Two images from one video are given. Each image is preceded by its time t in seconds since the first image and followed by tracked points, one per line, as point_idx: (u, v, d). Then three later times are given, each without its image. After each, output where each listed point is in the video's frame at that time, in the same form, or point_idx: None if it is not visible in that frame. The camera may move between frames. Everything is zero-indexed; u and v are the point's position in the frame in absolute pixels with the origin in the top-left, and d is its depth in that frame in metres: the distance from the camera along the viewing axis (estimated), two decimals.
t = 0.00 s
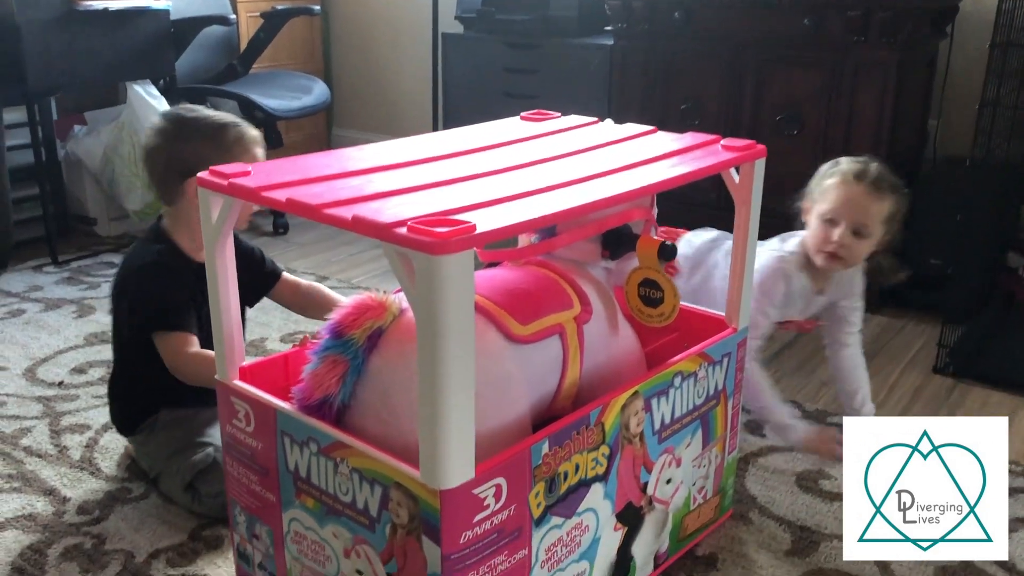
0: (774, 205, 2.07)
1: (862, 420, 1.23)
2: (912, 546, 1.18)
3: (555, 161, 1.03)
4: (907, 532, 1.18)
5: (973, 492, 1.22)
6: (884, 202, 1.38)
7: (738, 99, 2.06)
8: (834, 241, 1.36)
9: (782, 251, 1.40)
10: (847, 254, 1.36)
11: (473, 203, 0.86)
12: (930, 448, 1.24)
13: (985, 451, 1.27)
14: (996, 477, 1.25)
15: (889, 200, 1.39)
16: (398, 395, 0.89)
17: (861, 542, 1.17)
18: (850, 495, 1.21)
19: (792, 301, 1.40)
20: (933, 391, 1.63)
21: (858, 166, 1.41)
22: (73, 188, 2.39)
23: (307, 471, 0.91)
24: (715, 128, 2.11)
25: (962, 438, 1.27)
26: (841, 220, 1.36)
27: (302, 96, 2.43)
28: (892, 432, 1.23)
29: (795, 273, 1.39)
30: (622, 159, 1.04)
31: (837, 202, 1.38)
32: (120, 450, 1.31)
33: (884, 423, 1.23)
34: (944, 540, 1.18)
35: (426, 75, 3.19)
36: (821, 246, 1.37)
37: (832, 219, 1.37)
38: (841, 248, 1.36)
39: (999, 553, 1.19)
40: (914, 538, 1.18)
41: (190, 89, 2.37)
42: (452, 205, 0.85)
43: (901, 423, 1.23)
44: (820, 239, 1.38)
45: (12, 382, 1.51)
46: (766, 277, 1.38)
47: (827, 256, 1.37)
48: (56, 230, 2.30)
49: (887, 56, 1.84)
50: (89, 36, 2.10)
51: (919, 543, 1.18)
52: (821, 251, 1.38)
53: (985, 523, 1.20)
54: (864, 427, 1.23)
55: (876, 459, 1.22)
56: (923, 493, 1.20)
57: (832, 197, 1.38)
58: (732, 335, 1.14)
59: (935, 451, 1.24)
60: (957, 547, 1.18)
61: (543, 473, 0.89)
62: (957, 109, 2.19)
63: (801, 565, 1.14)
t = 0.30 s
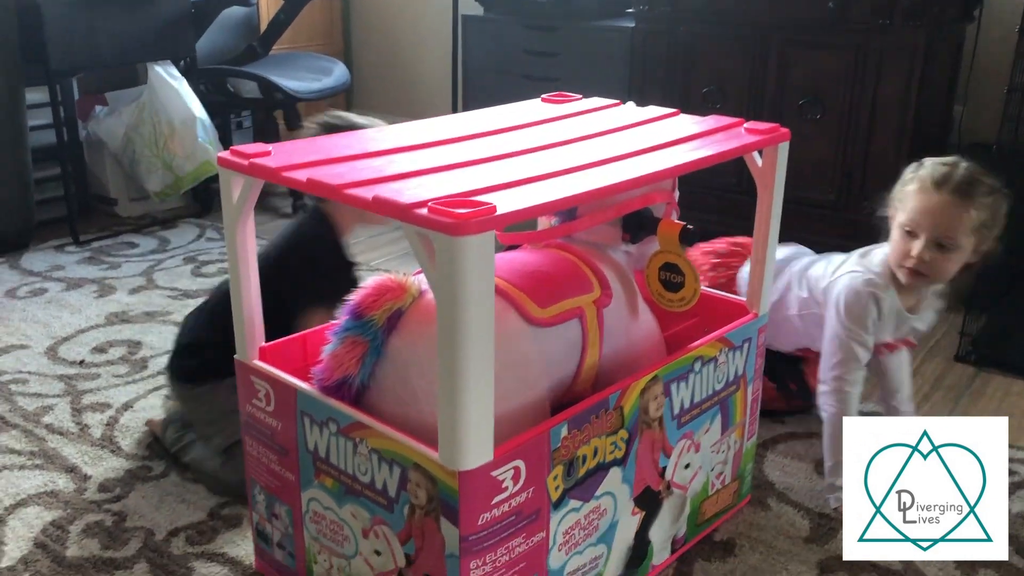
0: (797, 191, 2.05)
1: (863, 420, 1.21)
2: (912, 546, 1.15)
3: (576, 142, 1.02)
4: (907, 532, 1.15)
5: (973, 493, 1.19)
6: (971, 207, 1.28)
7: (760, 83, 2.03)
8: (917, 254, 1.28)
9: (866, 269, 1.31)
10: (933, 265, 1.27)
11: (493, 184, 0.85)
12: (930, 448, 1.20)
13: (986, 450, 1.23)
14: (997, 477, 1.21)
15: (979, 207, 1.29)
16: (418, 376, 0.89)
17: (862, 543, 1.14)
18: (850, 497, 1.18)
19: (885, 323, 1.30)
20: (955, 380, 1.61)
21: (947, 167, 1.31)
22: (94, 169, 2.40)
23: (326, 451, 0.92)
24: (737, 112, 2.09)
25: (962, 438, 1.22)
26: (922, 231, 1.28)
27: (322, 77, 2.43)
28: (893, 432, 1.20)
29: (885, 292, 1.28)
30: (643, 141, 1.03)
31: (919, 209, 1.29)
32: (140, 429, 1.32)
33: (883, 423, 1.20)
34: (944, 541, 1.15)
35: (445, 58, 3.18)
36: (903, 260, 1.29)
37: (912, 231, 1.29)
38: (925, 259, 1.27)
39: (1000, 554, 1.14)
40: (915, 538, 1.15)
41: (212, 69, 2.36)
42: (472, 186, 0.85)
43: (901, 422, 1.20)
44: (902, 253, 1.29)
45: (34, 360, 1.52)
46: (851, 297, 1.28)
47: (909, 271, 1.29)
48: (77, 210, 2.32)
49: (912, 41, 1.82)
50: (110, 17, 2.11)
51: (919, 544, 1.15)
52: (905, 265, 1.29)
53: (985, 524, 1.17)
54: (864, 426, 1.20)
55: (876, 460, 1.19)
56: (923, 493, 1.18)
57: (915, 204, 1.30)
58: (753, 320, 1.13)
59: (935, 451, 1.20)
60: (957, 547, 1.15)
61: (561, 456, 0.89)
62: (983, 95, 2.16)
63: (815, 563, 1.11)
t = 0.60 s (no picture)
0: (844, 188, 2.02)
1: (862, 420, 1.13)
2: (912, 546, 1.11)
3: (629, 136, 1.01)
4: (907, 532, 1.11)
5: (973, 492, 1.12)
6: None
7: (808, 79, 2.01)
8: (976, 275, 1.13)
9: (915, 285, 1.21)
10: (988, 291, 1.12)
11: (549, 177, 0.85)
12: (930, 448, 1.13)
13: (987, 450, 1.13)
14: (998, 476, 1.13)
15: None
16: (469, 369, 0.89)
17: (861, 543, 1.10)
18: (849, 497, 1.13)
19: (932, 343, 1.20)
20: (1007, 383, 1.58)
21: None
22: (141, 158, 2.44)
23: (376, 442, 0.92)
24: (785, 107, 2.07)
25: (962, 437, 1.13)
26: (988, 249, 1.13)
27: (366, 69, 2.44)
28: (892, 431, 1.12)
29: (926, 311, 1.19)
30: (696, 136, 1.02)
31: (993, 226, 1.13)
32: (187, 416, 1.33)
33: (882, 421, 1.13)
34: (944, 540, 1.11)
35: (487, 51, 3.18)
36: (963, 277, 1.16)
37: (980, 246, 1.14)
38: (983, 283, 1.13)
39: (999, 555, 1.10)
40: (915, 538, 1.11)
41: (258, 60, 2.39)
42: (527, 179, 0.84)
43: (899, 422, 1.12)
44: (965, 272, 1.16)
45: (84, 345, 1.54)
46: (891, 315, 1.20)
47: (970, 291, 1.15)
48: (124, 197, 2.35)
49: (965, 35, 1.78)
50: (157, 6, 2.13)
51: (919, 544, 1.11)
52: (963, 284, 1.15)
53: (986, 523, 1.11)
54: (864, 426, 1.13)
55: (875, 460, 1.13)
56: (924, 493, 1.12)
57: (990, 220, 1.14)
58: (805, 319, 1.11)
59: (936, 451, 1.13)
60: (957, 547, 1.11)
61: (612, 452, 0.88)
62: None
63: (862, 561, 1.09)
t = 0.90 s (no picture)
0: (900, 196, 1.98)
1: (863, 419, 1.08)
2: (912, 546, 1.08)
3: (684, 142, 0.99)
4: (907, 532, 1.08)
5: (974, 492, 1.07)
6: None
7: (864, 85, 1.97)
8: None
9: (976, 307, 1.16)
10: None
11: (603, 183, 0.84)
12: (931, 448, 1.07)
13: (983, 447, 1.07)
14: (999, 476, 1.07)
15: None
16: (519, 374, 0.88)
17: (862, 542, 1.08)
18: (849, 497, 1.08)
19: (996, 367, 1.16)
20: None
21: None
22: (193, 157, 2.47)
23: (425, 446, 0.91)
24: (839, 112, 2.03)
25: (962, 436, 1.07)
26: None
27: (415, 72, 2.45)
28: (892, 430, 1.06)
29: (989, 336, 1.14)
30: (753, 142, 1.00)
31: None
32: (236, 414, 1.34)
33: (883, 420, 1.07)
34: (944, 540, 1.08)
35: (536, 54, 3.17)
36: None
37: None
38: None
39: (998, 553, 1.09)
40: (915, 538, 1.08)
41: (309, 62, 2.41)
42: (581, 184, 0.83)
43: (898, 421, 1.06)
44: None
45: (136, 342, 1.57)
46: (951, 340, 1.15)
47: None
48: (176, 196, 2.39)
49: None
50: (211, 8, 2.17)
51: (919, 544, 1.08)
52: None
53: (986, 523, 1.08)
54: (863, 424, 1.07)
55: (875, 460, 1.07)
56: (924, 493, 1.07)
57: None
58: (862, 330, 1.09)
59: (937, 451, 1.07)
60: (957, 546, 1.08)
61: (663, 462, 0.87)
62: None
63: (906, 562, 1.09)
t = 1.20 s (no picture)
0: (931, 202, 1.94)
1: (860, 419, 1.02)
2: (912, 545, 1.05)
3: (708, 146, 0.98)
4: (907, 532, 1.05)
5: (973, 492, 1.04)
6: None
7: (894, 90, 1.94)
8: None
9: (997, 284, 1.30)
10: None
11: (626, 187, 0.83)
12: (930, 447, 1.03)
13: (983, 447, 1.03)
14: (999, 475, 1.04)
15: None
16: (540, 380, 0.88)
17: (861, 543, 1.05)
18: (848, 497, 1.04)
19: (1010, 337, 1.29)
20: None
21: None
22: (221, 164, 2.50)
23: (445, 452, 0.91)
24: (868, 117, 2.00)
25: (962, 436, 1.03)
26: None
27: (441, 78, 2.46)
28: (893, 429, 1.02)
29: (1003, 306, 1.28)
30: (777, 147, 0.98)
31: None
32: (258, 418, 1.35)
33: (882, 419, 1.02)
34: (944, 540, 1.05)
35: (563, 60, 3.17)
36: None
37: None
38: None
39: (997, 551, 1.06)
40: (915, 538, 1.05)
41: (336, 69, 2.43)
42: (603, 189, 0.82)
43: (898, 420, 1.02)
44: None
45: (162, 346, 1.58)
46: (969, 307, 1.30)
47: None
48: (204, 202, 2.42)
49: None
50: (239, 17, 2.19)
51: (919, 544, 1.05)
52: None
53: (987, 523, 1.05)
54: (863, 425, 1.02)
55: (875, 460, 1.03)
56: (924, 493, 1.04)
57: None
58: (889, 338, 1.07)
59: (936, 450, 1.03)
60: (957, 546, 1.06)
61: (686, 470, 0.85)
62: None
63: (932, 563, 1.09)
